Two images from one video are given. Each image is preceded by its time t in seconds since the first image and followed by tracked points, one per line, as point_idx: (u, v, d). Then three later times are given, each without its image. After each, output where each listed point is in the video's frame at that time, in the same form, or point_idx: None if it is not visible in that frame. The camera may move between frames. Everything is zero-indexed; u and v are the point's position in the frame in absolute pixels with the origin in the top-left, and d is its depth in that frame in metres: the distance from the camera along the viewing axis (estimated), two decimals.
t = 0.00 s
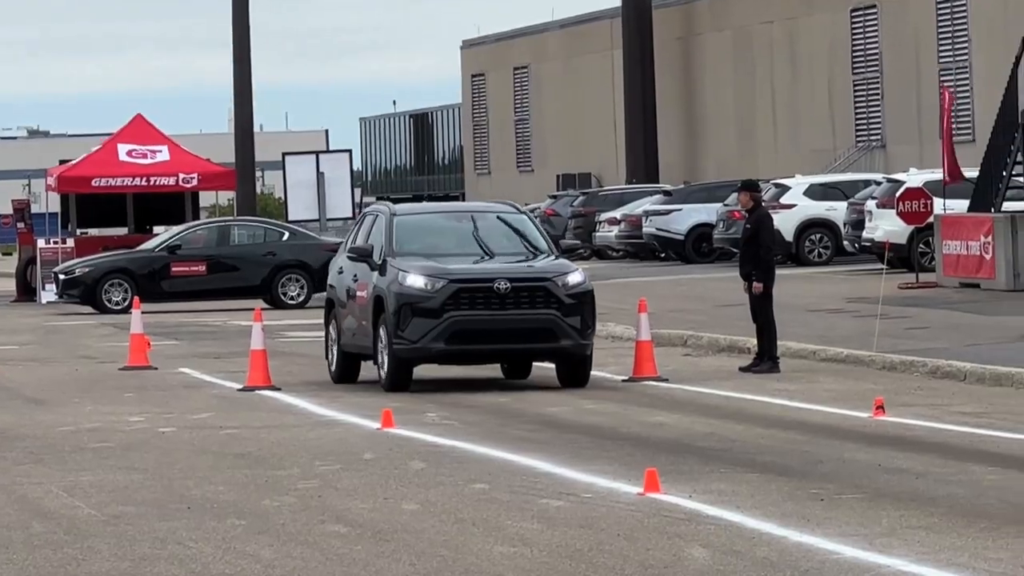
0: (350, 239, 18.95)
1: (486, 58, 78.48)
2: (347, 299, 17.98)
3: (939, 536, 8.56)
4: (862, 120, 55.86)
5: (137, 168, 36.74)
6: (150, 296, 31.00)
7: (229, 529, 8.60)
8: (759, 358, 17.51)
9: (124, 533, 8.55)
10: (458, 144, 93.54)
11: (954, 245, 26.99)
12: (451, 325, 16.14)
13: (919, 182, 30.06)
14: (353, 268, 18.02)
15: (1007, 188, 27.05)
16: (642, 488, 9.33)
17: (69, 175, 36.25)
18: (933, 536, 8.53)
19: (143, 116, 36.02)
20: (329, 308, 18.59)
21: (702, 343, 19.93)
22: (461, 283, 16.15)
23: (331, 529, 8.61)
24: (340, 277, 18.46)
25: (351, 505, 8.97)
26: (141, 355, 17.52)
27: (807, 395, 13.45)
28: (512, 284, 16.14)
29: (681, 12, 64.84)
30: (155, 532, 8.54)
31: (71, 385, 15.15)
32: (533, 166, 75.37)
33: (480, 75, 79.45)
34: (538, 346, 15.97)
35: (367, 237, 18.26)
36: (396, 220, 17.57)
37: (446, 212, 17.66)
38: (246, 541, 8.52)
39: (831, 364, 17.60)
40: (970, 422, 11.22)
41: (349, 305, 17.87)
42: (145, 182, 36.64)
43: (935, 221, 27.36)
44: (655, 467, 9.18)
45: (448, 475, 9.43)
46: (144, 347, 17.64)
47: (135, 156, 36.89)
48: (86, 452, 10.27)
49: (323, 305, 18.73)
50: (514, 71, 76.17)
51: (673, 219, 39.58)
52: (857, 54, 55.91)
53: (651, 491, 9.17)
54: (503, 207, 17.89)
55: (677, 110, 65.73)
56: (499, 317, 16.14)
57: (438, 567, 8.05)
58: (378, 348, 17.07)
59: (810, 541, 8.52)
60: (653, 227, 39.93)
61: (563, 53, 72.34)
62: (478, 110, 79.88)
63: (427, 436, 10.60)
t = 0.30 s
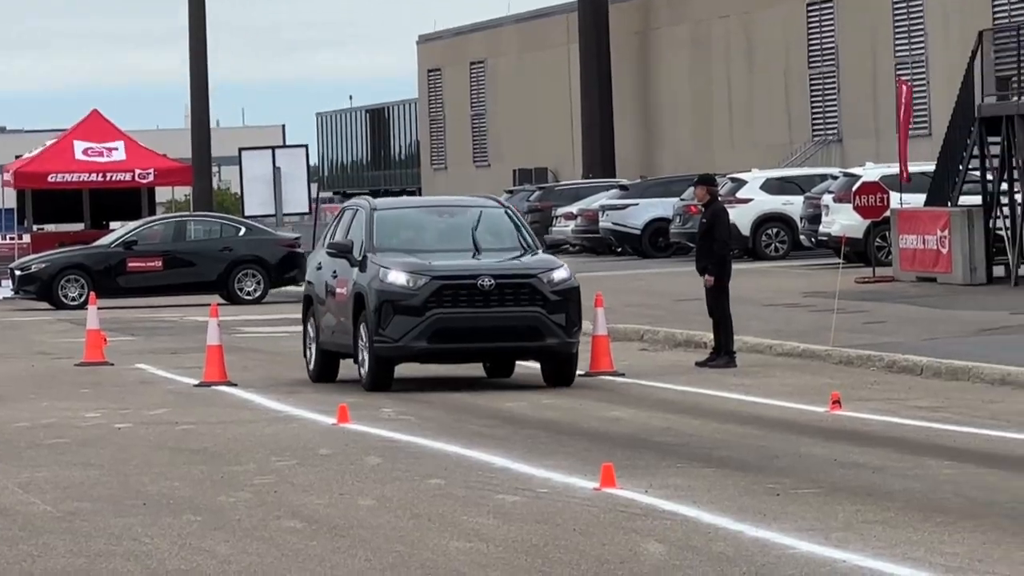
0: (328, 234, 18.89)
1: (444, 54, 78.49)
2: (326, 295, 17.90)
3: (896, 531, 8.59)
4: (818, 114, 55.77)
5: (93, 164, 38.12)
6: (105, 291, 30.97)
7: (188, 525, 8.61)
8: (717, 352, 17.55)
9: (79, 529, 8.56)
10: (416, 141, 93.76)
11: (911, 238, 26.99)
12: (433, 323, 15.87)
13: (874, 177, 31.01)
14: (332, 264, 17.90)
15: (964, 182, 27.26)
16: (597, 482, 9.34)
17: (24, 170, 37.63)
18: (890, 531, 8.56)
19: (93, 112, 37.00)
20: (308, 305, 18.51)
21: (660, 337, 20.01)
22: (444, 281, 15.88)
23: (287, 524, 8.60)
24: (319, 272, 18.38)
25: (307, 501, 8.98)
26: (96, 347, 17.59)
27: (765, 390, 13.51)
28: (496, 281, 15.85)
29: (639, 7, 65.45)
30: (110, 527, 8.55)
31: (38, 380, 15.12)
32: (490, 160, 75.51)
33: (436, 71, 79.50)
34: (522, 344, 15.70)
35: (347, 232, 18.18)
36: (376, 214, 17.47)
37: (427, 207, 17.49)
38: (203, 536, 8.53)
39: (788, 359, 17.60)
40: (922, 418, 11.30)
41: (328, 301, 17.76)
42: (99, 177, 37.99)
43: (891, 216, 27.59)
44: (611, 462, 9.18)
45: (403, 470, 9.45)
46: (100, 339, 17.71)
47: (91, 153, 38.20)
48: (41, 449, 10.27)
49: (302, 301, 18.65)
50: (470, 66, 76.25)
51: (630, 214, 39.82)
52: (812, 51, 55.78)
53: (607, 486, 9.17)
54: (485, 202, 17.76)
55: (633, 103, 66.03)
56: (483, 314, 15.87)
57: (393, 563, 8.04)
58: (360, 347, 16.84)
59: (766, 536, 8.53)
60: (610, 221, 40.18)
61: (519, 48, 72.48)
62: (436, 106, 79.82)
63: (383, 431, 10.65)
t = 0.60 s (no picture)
0: (314, 229, 19.43)
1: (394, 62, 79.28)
2: (312, 289, 18.43)
3: (812, 505, 9.37)
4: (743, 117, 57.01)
5: (69, 164, 39.58)
6: (77, 283, 32.16)
7: (158, 499, 9.31)
8: (648, 340, 18.69)
9: (52, 505, 9.21)
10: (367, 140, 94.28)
11: (828, 233, 29.00)
12: (417, 316, 16.41)
13: (795, 176, 32.58)
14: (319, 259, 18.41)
15: (879, 180, 28.69)
16: (535, 460, 10.07)
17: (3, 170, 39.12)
18: (808, 507, 9.34)
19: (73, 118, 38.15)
20: (294, 298, 19.02)
21: (594, 325, 21.37)
22: (427, 275, 16.41)
23: (249, 499, 9.31)
24: (306, 267, 18.92)
25: (265, 477, 9.68)
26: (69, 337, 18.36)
27: (706, 376, 14.34)
28: (477, 276, 16.42)
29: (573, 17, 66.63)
30: (85, 503, 9.23)
31: (18, 367, 15.72)
32: (436, 161, 76.45)
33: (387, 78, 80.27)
34: (502, 336, 16.26)
35: (332, 228, 18.68)
36: (360, 211, 17.95)
37: (410, 203, 17.98)
38: (170, 510, 9.22)
39: (714, 345, 18.87)
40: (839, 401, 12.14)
41: (315, 295, 18.27)
42: (75, 178, 39.47)
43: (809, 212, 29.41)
44: (548, 441, 9.91)
45: (355, 448, 10.20)
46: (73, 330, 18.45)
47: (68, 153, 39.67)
48: (15, 431, 10.94)
49: (289, 294, 19.17)
50: (419, 73, 77.17)
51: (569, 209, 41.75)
52: (738, 51, 56.90)
53: (544, 464, 9.90)
54: (465, 200, 18.30)
55: (569, 112, 67.38)
56: (464, 308, 16.42)
57: (346, 535, 8.74)
58: (344, 338, 17.33)
59: (692, 509, 9.28)
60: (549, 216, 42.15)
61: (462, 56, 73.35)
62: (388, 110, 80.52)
63: (338, 412, 11.47)
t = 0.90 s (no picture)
0: (311, 228, 21.17)
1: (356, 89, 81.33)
2: (309, 281, 20.16)
3: (706, 465, 11.05)
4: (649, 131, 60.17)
5: (67, 173, 45.54)
6: (77, 275, 37.87)
7: (145, 460, 10.91)
8: (566, 323, 21.94)
9: (54, 465, 10.81)
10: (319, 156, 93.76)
11: (722, 231, 35.39)
12: (404, 307, 18.23)
13: (694, 183, 38.66)
14: (316, 255, 20.16)
15: (764, 187, 35.00)
16: (470, 427, 11.73)
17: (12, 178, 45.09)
18: (701, 466, 11.01)
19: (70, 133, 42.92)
20: (293, 291, 20.75)
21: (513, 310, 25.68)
22: (413, 271, 18.26)
23: (223, 459, 10.94)
24: (303, 263, 20.67)
25: (238, 442, 11.32)
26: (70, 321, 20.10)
27: (634, 366, 16.11)
28: (458, 271, 18.31)
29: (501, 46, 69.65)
30: (83, 463, 10.83)
31: (18, 350, 17.31)
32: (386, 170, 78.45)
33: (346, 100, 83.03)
34: (478, 325, 18.11)
35: (327, 228, 20.43)
36: (353, 213, 19.73)
37: (398, 205, 19.78)
38: (155, 470, 10.83)
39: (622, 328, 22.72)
40: (739, 383, 13.92)
41: (311, 288, 20.01)
42: (73, 185, 45.50)
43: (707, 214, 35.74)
44: (481, 410, 11.58)
45: (315, 415, 11.92)
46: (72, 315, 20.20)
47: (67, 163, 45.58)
48: (22, 402, 12.64)
49: (288, 288, 20.90)
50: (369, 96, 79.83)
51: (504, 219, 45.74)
52: (643, 76, 60.21)
53: (477, 430, 11.59)
54: (447, 203, 20.09)
55: (500, 134, 70.32)
56: (446, 299, 18.28)
57: (306, 490, 10.36)
58: (339, 327, 19.15)
59: (603, 467, 10.93)
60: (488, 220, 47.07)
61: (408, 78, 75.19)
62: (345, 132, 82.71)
63: (302, 388, 13.24)
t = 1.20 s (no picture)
0: (292, 227, 22.23)
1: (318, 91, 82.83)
2: (290, 277, 21.22)
3: (614, 441, 12.22)
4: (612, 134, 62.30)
5: (34, 175, 47.73)
6: (43, 270, 39.48)
7: (104, 438, 12.04)
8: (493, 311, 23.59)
9: (22, 441, 11.93)
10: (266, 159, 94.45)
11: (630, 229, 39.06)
12: (382, 301, 19.25)
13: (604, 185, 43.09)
14: (297, 252, 21.23)
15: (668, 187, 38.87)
16: (402, 406, 12.93)
17: None
18: (610, 441, 12.19)
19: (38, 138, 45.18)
20: (274, 286, 21.81)
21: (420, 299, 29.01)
22: (391, 267, 19.30)
23: (177, 436, 12.07)
24: (285, 259, 21.72)
25: (189, 421, 12.46)
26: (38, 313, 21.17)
27: (562, 357, 17.37)
28: (434, 267, 19.37)
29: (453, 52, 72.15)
30: (48, 439, 11.96)
31: None
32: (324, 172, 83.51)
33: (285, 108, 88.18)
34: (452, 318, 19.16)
35: (308, 227, 21.48)
36: (333, 212, 20.79)
37: (377, 205, 20.83)
38: (114, 445, 11.97)
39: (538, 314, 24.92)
40: (649, 372, 15.21)
41: (292, 283, 21.06)
42: (41, 186, 47.72)
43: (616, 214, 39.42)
44: (411, 390, 12.79)
45: (260, 396, 13.12)
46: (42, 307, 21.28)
47: (35, 166, 47.76)
48: None
49: (270, 283, 21.98)
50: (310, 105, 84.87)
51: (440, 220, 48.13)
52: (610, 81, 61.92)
53: (408, 409, 12.81)
54: (423, 202, 21.16)
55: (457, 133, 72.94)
56: (422, 294, 19.32)
57: (253, 464, 11.48)
58: (320, 321, 20.16)
59: (524, 443, 12.10)
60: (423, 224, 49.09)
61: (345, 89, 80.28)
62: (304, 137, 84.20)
63: (248, 372, 14.43)
